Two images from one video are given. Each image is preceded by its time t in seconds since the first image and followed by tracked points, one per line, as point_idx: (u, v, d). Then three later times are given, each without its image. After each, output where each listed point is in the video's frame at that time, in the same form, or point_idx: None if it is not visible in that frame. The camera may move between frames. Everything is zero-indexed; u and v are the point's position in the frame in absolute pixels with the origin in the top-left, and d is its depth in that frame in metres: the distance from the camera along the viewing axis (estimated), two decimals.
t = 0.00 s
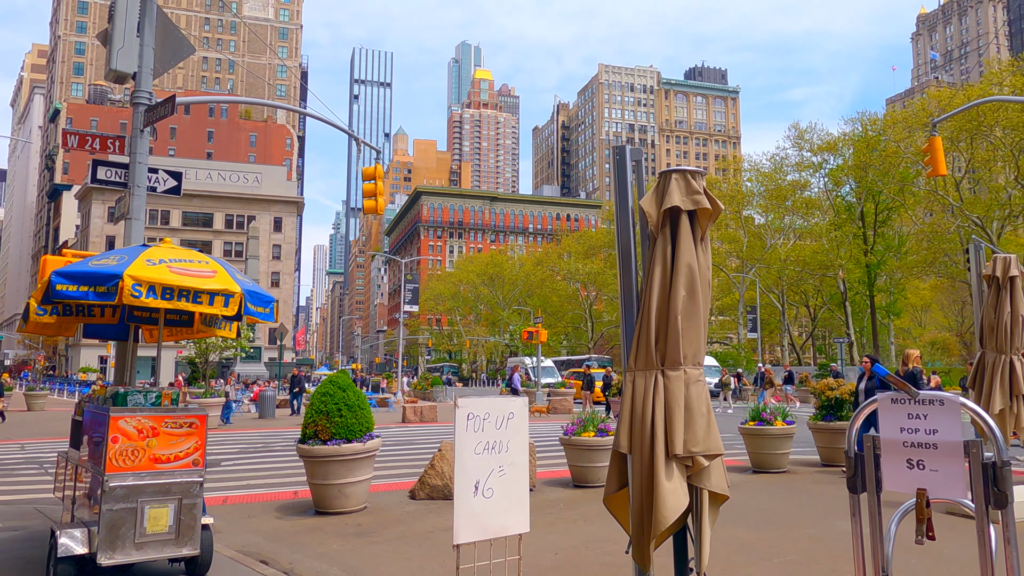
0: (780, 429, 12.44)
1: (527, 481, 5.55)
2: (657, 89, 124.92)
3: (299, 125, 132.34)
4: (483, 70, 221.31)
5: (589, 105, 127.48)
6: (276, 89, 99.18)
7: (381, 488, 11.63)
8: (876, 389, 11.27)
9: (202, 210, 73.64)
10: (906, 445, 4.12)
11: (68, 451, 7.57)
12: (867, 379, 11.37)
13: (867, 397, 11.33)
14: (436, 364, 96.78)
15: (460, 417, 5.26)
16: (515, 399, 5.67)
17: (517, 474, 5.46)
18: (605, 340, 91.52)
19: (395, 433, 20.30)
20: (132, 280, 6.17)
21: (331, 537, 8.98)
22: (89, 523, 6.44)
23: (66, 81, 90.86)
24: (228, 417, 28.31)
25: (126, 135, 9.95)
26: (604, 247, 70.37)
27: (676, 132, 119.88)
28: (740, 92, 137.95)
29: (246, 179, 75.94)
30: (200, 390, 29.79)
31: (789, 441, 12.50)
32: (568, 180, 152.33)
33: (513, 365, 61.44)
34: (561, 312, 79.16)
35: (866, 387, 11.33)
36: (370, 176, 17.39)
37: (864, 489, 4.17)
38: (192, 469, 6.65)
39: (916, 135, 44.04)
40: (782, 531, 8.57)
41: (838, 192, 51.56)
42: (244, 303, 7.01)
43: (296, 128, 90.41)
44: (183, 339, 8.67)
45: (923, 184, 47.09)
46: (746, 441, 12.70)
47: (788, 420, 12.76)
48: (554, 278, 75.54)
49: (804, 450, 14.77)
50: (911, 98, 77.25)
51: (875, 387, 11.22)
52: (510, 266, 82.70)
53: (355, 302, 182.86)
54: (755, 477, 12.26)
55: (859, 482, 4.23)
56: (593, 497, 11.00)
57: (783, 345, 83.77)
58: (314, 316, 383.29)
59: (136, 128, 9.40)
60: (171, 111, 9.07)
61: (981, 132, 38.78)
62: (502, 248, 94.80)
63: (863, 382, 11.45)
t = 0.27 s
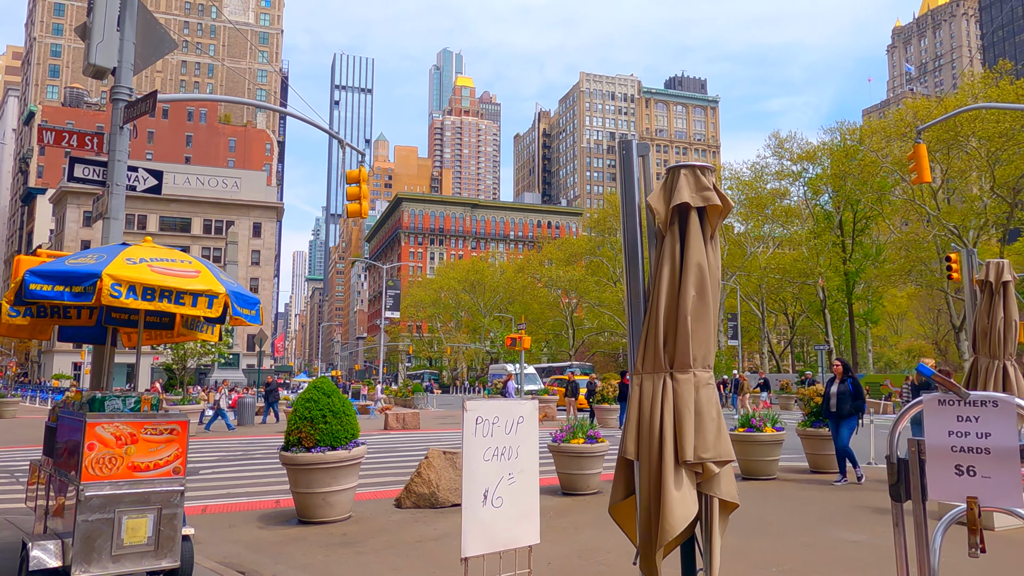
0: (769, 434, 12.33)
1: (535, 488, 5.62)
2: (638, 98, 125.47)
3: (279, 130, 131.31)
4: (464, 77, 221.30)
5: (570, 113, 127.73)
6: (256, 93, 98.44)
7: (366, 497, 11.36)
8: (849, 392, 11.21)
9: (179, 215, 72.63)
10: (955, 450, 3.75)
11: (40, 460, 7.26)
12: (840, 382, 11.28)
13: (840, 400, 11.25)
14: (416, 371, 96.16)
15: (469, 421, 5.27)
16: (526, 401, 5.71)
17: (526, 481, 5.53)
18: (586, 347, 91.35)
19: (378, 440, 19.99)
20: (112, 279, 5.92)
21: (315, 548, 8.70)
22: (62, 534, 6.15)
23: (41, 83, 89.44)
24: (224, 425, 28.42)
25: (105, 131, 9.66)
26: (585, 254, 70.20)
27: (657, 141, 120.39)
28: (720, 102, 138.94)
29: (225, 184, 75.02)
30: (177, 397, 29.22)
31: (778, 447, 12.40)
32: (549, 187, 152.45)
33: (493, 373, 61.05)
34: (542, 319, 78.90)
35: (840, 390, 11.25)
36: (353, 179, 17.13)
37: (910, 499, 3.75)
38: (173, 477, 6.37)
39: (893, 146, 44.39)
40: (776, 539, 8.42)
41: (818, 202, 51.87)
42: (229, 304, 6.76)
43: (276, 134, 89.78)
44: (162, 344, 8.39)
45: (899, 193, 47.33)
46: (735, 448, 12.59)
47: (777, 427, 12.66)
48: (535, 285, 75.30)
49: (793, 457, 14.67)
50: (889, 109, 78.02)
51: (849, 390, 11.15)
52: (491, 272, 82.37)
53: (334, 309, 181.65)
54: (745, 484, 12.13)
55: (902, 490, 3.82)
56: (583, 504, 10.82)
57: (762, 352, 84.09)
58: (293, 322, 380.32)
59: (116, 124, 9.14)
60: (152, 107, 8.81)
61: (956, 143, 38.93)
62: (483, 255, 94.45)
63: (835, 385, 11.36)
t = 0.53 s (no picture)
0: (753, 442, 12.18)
1: (548, 503, 5.61)
2: (616, 106, 126.11)
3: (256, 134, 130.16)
4: (442, 84, 221.21)
5: (548, 120, 127.99)
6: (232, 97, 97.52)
7: (348, 507, 11.08)
8: (823, 404, 11.03)
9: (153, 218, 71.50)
10: (1011, 467, 3.55)
11: (8, 471, 6.91)
12: (813, 394, 11.13)
13: (814, 413, 11.04)
14: (393, 377, 95.49)
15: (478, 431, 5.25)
16: (536, 411, 5.69)
17: (539, 497, 5.54)
18: (564, 353, 91.32)
19: (357, 448, 19.65)
20: (86, 281, 5.63)
21: (297, 561, 8.40)
22: (30, 551, 5.82)
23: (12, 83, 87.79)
24: (205, 432, 28.28)
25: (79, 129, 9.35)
26: (564, 260, 70.18)
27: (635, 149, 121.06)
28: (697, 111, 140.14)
29: (200, 188, 74.06)
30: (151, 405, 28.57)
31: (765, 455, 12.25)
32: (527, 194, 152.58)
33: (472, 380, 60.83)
34: (520, 325, 78.77)
35: (813, 403, 11.08)
36: (334, 183, 16.85)
37: (967, 517, 3.43)
38: (149, 491, 6.08)
39: (869, 155, 44.90)
40: (769, 550, 8.27)
41: (794, 210, 52.33)
42: (210, 308, 6.49)
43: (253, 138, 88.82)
44: (137, 350, 8.10)
45: (874, 202, 47.83)
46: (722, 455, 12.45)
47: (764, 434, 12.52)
48: (513, 291, 75.14)
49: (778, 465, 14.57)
50: (861, 120, 79.22)
51: (822, 402, 10.97)
52: (469, 278, 82.10)
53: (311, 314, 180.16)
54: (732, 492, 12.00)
55: (956, 508, 3.52)
56: (570, 513, 10.62)
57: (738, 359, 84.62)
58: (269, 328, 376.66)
59: (91, 122, 8.82)
60: (129, 103, 8.53)
61: (930, 153, 39.35)
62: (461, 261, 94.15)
63: (808, 399, 11.23)
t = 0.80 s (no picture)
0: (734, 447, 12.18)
1: (563, 515, 5.51)
2: (593, 112, 126.51)
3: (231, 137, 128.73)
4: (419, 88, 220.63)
5: (526, 125, 128.06)
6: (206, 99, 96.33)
7: (330, 515, 10.83)
8: (794, 408, 10.98)
9: (125, 221, 70.27)
10: None
11: None
12: (784, 398, 11.09)
13: (784, 417, 10.99)
14: (369, 383, 94.64)
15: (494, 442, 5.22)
16: (550, 420, 5.61)
17: (552, 509, 5.42)
18: (541, 358, 91.12)
19: (336, 455, 19.32)
20: (61, 282, 5.37)
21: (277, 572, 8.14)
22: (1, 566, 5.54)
23: None
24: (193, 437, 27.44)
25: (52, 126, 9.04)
26: (541, 265, 70.03)
27: (612, 155, 121.49)
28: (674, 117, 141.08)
29: (173, 190, 72.93)
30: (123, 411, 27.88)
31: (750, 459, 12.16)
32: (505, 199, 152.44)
33: (449, 385, 60.42)
34: (497, 330, 78.46)
35: (784, 406, 11.03)
36: (314, 185, 16.56)
37: (1020, 530, 3.24)
38: (127, 502, 5.80)
39: (843, 161, 45.36)
40: (761, 557, 8.16)
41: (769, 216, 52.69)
42: (191, 310, 6.29)
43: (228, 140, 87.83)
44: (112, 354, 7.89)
45: (848, 210, 48.36)
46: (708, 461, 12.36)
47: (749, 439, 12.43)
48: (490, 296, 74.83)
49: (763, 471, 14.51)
50: (835, 128, 80.06)
51: (793, 405, 10.94)
52: (446, 283, 81.59)
53: (286, 319, 178.36)
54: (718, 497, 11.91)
55: (1010, 521, 3.33)
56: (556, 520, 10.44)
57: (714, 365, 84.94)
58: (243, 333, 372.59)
59: (65, 117, 8.56)
60: (106, 98, 8.25)
61: (904, 160, 39.85)
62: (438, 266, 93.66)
63: (779, 402, 11.18)
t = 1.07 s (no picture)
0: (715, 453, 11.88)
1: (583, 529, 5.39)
2: (569, 119, 127.01)
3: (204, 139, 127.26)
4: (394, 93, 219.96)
5: (501, 131, 128.18)
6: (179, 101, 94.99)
7: (311, 524, 10.59)
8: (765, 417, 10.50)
9: (94, 223, 68.96)
10: None
11: None
12: (756, 406, 10.62)
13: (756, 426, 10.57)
14: (343, 389, 93.73)
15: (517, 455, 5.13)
16: (571, 429, 5.53)
17: (574, 524, 5.31)
18: (516, 364, 90.98)
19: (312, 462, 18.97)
20: (37, 283, 5.12)
21: None
22: None
23: None
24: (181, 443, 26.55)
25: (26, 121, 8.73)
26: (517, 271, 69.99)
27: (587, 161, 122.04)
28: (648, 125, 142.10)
29: (144, 193, 71.81)
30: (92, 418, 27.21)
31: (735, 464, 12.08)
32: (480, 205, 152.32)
33: (424, 391, 60.09)
34: (472, 336, 78.24)
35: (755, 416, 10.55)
36: (293, 187, 16.26)
37: None
38: (104, 512, 5.53)
39: (815, 169, 45.97)
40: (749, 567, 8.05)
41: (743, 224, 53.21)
42: (171, 312, 6.13)
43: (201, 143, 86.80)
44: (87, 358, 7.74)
45: (821, 218, 48.98)
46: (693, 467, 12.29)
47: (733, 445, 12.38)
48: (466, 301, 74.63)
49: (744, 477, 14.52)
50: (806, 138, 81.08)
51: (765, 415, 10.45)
52: (421, 288, 81.14)
53: (258, 324, 176.26)
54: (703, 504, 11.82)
55: None
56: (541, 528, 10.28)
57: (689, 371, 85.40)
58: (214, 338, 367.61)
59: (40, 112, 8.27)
60: (83, 93, 7.98)
61: (875, 169, 40.46)
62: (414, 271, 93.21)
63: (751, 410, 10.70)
